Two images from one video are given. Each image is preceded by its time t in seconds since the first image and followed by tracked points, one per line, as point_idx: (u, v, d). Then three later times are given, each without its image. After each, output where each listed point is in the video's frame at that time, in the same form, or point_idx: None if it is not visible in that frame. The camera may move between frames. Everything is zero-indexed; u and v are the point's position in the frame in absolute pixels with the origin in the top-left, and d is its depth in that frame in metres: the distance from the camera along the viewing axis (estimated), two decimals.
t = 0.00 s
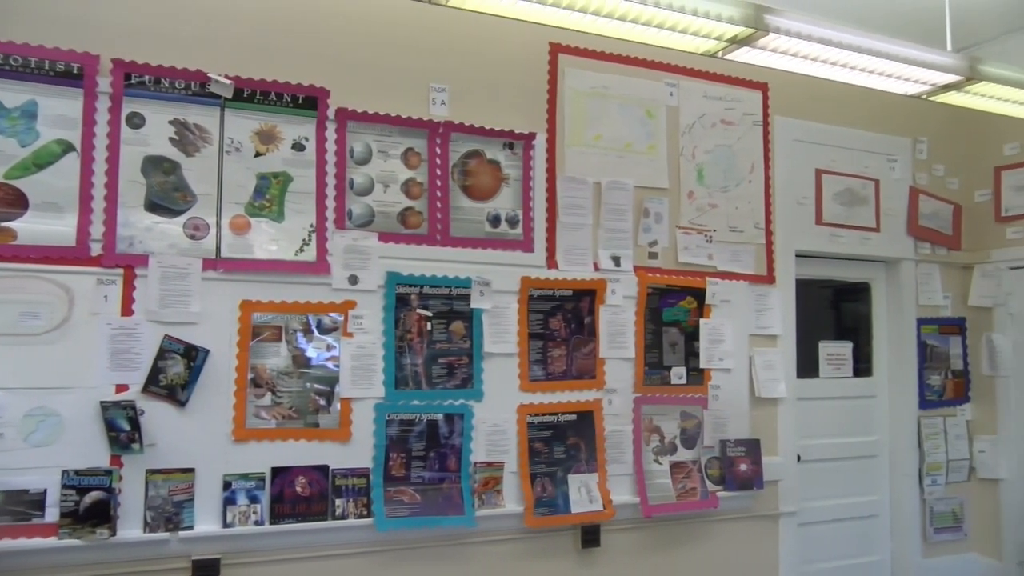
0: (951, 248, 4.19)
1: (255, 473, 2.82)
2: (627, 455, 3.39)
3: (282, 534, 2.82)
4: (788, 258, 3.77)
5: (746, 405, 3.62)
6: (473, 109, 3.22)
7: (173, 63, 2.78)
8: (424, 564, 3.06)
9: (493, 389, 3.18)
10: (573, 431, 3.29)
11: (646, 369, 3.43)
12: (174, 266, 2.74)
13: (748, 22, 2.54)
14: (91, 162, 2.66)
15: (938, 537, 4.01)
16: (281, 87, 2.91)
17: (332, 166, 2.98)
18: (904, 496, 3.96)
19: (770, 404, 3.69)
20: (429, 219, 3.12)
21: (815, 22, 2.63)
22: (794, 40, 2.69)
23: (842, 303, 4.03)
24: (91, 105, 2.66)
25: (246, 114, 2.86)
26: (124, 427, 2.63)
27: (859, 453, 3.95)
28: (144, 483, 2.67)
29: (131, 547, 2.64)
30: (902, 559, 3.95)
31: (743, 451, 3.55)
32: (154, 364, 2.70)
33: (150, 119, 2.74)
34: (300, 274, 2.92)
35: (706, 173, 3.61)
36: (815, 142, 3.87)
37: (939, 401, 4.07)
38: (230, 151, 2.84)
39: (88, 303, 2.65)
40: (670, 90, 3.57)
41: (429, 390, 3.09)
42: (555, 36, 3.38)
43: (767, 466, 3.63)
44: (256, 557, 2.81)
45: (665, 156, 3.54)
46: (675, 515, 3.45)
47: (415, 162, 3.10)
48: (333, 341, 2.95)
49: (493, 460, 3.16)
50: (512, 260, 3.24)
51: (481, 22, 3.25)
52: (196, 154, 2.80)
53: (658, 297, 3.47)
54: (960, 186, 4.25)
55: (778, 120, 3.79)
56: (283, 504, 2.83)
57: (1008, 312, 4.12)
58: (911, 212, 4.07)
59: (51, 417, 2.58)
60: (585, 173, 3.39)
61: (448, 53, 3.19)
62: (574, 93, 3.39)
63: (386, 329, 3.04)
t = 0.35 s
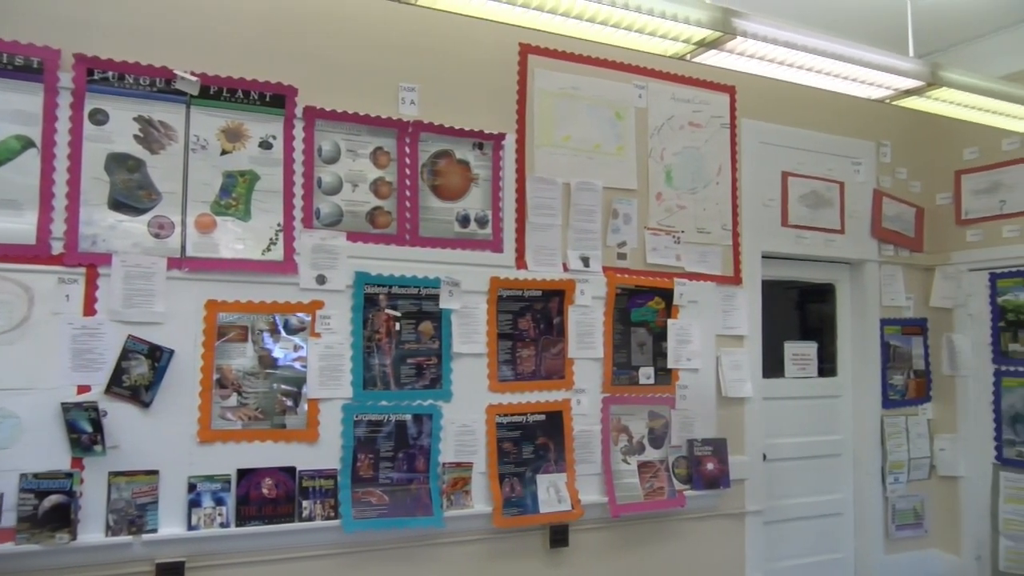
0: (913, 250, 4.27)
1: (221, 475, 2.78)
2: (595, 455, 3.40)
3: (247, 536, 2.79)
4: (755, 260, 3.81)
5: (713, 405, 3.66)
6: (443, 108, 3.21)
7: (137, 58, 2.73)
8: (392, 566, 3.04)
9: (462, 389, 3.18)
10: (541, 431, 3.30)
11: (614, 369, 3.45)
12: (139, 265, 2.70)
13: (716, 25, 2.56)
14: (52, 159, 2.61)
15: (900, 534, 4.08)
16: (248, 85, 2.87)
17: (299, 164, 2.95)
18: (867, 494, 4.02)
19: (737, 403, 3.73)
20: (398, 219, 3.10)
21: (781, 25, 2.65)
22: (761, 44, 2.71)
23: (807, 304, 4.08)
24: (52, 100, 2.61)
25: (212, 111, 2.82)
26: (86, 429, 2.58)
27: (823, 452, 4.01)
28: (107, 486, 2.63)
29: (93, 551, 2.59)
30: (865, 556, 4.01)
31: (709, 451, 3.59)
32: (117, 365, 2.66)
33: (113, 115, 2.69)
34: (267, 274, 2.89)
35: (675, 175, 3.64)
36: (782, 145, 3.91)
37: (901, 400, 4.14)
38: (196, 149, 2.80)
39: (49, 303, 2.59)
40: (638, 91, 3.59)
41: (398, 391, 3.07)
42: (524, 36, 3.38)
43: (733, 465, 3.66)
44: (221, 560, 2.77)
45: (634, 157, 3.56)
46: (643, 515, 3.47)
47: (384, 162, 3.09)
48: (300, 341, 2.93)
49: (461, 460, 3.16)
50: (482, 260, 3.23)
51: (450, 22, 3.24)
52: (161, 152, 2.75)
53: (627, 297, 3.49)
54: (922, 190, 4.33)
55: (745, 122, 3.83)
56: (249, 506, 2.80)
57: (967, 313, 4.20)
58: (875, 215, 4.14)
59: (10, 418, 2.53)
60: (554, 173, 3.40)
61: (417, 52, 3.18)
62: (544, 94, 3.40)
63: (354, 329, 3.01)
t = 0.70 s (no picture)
0: (880, 252, 4.33)
1: (189, 477, 2.74)
2: (567, 455, 3.41)
3: (216, 539, 2.75)
4: (725, 261, 3.85)
5: (683, 405, 3.68)
6: (415, 108, 3.20)
7: (103, 54, 2.69)
8: (362, 568, 3.01)
9: (433, 389, 3.17)
10: (513, 431, 3.30)
11: (586, 369, 3.46)
12: (105, 265, 2.65)
13: (686, 28, 2.57)
14: (15, 156, 2.55)
15: (867, 532, 4.14)
16: (217, 82, 2.84)
17: (269, 163, 2.92)
18: (835, 492, 4.07)
19: (706, 403, 3.76)
20: (369, 219, 3.09)
21: (751, 29, 2.67)
22: (731, 47, 2.73)
23: (776, 304, 4.13)
24: (15, 96, 2.55)
25: (180, 109, 2.79)
26: (50, 431, 2.54)
27: (791, 451, 4.05)
28: (71, 489, 2.58)
29: (56, 556, 2.54)
30: (833, 554, 4.06)
31: (680, 450, 3.62)
32: (83, 366, 2.61)
33: (79, 112, 2.65)
34: (236, 274, 2.85)
35: (646, 176, 3.66)
36: (752, 147, 3.95)
37: (868, 400, 4.19)
38: (164, 147, 2.76)
39: (11, 302, 2.54)
40: (610, 93, 3.60)
41: (369, 392, 3.05)
42: (496, 36, 3.38)
43: (703, 465, 3.69)
44: (188, 563, 2.73)
45: (605, 158, 3.58)
46: (614, 514, 3.48)
47: (355, 161, 3.07)
48: (270, 342, 2.90)
49: (433, 461, 3.14)
50: (453, 261, 3.22)
51: (422, 21, 3.23)
52: (128, 149, 2.71)
53: (598, 298, 3.50)
54: (888, 193, 4.40)
55: (716, 125, 3.86)
56: (217, 508, 2.76)
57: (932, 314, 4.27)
58: (842, 217, 4.20)
59: None
60: (526, 174, 3.40)
61: (389, 51, 3.16)
62: (516, 94, 3.40)
63: (324, 329, 2.99)
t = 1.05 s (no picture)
0: (845, 254, 4.40)
1: (153, 479, 2.70)
2: (535, 455, 3.41)
3: (180, 542, 2.72)
4: (694, 262, 3.88)
5: (652, 405, 3.71)
6: (384, 107, 3.18)
7: (65, 49, 2.63)
8: (330, 570, 2.99)
9: (402, 390, 3.15)
10: (482, 432, 3.29)
11: (555, 370, 3.46)
12: (66, 264, 2.61)
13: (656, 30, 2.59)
14: None
15: (831, 530, 4.20)
16: (183, 79, 2.80)
17: (236, 161, 2.88)
18: (800, 491, 4.12)
19: (674, 403, 3.79)
20: (338, 218, 3.06)
21: (718, 31, 2.69)
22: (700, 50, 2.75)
23: (743, 305, 4.17)
24: None
25: (145, 106, 2.74)
26: (8, 433, 2.48)
27: (757, 450, 4.10)
28: (30, 492, 2.52)
29: (14, 561, 2.49)
30: (798, 552, 4.11)
31: (648, 450, 3.64)
32: (43, 367, 2.56)
33: (39, 108, 2.59)
34: (202, 273, 2.82)
35: (615, 178, 3.68)
36: (720, 149, 3.99)
37: (833, 400, 4.25)
38: (128, 144, 2.72)
39: None
40: (580, 94, 3.61)
41: (337, 392, 3.03)
42: (466, 36, 3.38)
43: (671, 464, 3.72)
44: (151, 566, 2.69)
45: (575, 159, 3.59)
46: (583, 514, 3.49)
47: (324, 160, 3.04)
48: (236, 342, 2.86)
49: (401, 462, 3.13)
50: (422, 261, 3.21)
51: (391, 20, 3.21)
52: (91, 146, 2.66)
53: (568, 298, 3.51)
54: (853, 195, 4.48)
55: (685, 127, 3.89)
56: (182, 511, 2.72)
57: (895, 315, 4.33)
58: (808, 219, 4.26)
59: None
60: (496, 174, 3.40)
61: (358, 50, 3.14)
62: (486, 94, 3.39)
63: (291, 330, 2.96)
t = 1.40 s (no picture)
0: (801, 256, 4.48)
1: (106, 482, 2.64)
2: (496, 456, 3.41)
3: (133, 546, 2.66)
4: (654, 263, 3.92)
5: (612, 405, 3.73)
6: (345, 105, 3.16)
7: (14, 41, 2.56)
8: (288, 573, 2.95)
9: (363, 391, 3.13)
10: (443, 432, 3.28)
11: (516, 370, 3.47)
12: (15, 262, 2.54)
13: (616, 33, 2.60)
14: None
15: (788, 527, 4.27)
16: (138, 74, 2.74)
17: (193, 159, 2.84)
18: (757, 489, 4.19)
19: (634, 404, 3.81)
20: (297, 217, 3.03)
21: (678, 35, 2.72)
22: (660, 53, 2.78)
23: (702, 306, 4.22)
24: None
25: (98, 101, 2.68)
26: None
27: (716, 449, 4.16)
28: None
29: None
30: (755, 549, 4.17)
31: (608, 449, 3.66)
32: None
33: None
34: (158, 272, 2.77)
35: (576, 179, 3.69)
36: (680, 152, 4.03)
37: (789, 399, 4.33)
38: (81, 140, 2.66)
39: None
40: (542, 95, 3.62)
41: (295, 393, 2.99)
42: (429, 36, 3.37)
43: (631, 464, 3.75)
44: (103, 572, 2.63)
45: (537, 160, 3.60)
46: (543, 514, 3.50)
47: (283, 159, 3.01)
48: (192, 342, 2.82)
49: (361, 463, 3.11)
50: (383, 261, 3.19)
51: (351, 18, 3.19)
52: (41, 142, 2.60)
53: (529, 299, 3.52)
54: (809, 198, 4.57)
55: (646, 129, 3.92)
56: (136, 514, 2.67)
57: (850, 316, 4.41)
58: (765, 221, 4.33)
59: None
60: (458, 174, 3.39)
61: (318, 47, 3.11)
62: (447, 94, 3.38)
63: (249, 330, 2.92)
